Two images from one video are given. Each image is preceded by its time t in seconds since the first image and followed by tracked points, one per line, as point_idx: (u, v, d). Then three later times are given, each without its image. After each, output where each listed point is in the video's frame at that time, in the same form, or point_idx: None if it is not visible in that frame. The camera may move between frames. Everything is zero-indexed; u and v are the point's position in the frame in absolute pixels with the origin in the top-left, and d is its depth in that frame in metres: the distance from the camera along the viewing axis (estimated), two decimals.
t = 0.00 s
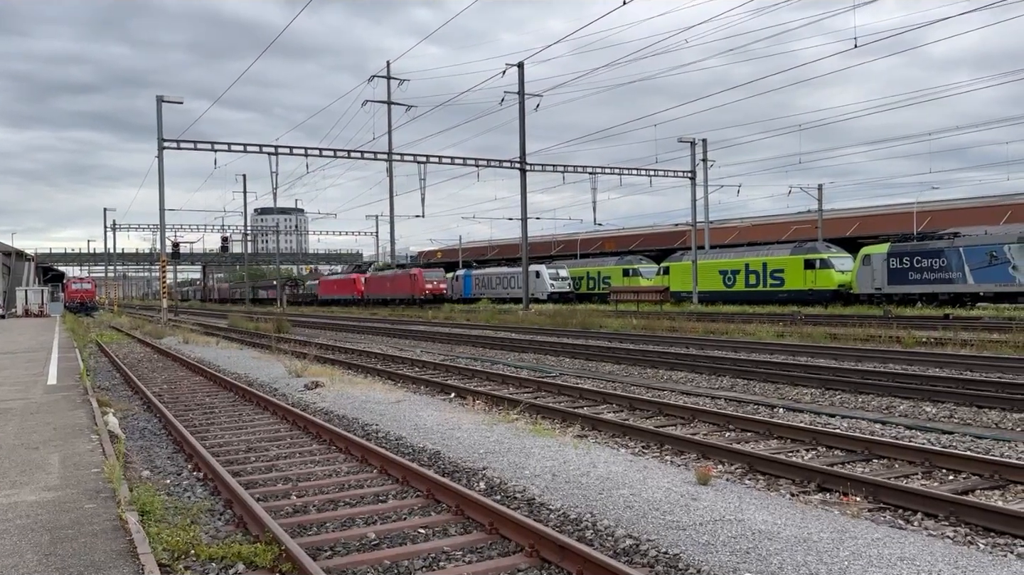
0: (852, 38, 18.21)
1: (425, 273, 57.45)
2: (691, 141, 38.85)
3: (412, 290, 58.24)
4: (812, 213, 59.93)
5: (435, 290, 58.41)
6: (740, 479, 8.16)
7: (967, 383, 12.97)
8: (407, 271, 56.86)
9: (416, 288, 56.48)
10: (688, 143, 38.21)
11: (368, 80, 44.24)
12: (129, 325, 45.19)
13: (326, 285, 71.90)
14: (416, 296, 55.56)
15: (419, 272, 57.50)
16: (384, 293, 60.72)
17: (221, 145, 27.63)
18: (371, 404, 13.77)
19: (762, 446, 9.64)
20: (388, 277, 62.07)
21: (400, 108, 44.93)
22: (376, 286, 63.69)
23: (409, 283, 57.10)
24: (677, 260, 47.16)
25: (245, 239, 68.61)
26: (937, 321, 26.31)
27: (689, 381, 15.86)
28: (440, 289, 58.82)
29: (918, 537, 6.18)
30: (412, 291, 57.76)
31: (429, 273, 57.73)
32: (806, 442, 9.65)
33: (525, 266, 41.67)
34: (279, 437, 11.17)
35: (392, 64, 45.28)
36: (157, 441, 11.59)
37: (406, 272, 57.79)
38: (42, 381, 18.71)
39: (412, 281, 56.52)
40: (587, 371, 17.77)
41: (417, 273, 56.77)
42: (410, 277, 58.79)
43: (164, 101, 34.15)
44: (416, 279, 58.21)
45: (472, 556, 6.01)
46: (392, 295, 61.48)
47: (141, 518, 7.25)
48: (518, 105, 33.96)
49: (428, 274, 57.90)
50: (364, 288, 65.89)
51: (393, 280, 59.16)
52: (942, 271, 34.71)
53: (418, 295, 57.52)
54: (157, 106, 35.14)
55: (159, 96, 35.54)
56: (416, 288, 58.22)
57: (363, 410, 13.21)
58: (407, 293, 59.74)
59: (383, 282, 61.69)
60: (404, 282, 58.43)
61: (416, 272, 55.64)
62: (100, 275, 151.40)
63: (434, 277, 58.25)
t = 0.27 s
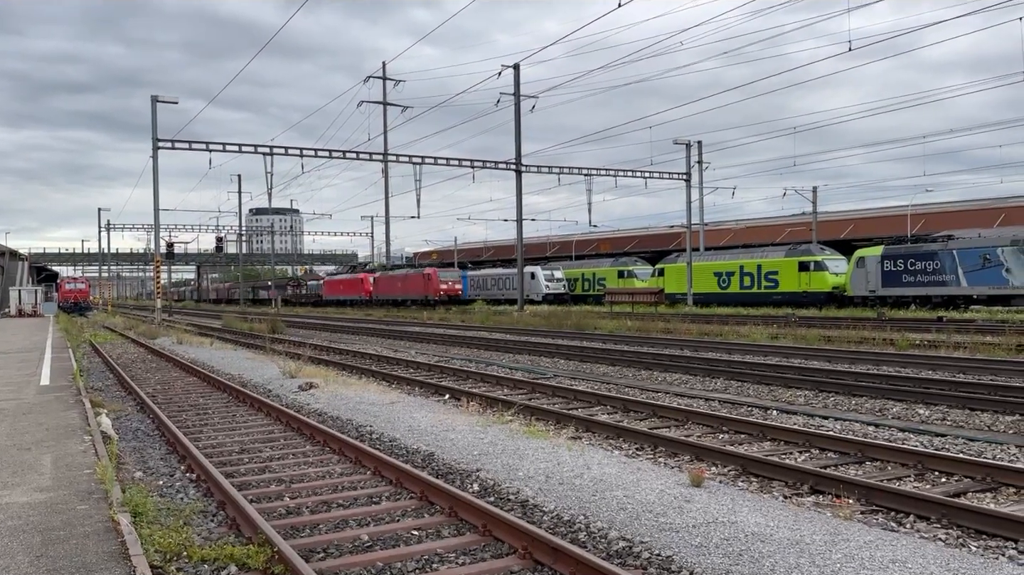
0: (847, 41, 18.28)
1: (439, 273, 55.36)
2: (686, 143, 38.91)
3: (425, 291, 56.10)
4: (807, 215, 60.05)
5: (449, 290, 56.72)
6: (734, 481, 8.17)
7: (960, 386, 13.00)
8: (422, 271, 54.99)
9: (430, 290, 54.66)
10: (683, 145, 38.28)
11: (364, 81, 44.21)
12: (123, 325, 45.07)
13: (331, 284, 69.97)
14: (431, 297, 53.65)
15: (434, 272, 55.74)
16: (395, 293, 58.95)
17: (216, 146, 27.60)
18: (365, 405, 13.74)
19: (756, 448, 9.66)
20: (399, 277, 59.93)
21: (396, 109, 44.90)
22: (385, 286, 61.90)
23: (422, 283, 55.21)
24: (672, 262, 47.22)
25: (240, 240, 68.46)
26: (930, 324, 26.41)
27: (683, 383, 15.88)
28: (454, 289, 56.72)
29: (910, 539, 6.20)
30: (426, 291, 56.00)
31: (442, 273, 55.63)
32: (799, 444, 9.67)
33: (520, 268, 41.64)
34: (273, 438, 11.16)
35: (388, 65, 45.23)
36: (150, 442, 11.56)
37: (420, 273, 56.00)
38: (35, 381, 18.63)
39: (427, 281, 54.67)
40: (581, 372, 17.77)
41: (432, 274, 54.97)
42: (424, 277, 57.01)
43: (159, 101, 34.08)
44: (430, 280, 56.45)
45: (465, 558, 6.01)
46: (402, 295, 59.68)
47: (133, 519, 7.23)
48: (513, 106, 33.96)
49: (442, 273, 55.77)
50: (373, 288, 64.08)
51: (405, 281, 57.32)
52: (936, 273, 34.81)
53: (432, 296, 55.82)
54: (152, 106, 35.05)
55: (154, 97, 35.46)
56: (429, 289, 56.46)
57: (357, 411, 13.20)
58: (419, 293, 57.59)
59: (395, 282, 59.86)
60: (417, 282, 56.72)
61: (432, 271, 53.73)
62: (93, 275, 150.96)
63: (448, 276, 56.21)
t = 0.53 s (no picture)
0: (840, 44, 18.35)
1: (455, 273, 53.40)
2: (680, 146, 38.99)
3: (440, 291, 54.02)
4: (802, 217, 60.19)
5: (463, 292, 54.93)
6: (726, 483, 8.19)
7: (952, 389, 13.05)
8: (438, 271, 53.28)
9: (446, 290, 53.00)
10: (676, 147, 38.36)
11: (357, 82, 44.16)
12: (116, 326, 44.89)
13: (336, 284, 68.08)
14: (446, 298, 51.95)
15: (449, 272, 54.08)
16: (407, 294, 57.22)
17: (210, 146, 27.57)
18: (358, 407, 13.72)
19: (748, 451, 9.68)
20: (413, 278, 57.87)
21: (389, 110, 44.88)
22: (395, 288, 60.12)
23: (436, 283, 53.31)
24: (665, 264, 47.31)
25: (233, 241, 68.26)
26: (921, 327, 26.51)
27: (676, 385, 15.90)
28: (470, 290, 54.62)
29: (902, 542, 6.22)
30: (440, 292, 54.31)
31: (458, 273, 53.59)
32: (791, 447, 9.70)
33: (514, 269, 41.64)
34: (265, 440, 11.13)
35: (381, 67, 45.21)
36: (142, 443, 11.53)
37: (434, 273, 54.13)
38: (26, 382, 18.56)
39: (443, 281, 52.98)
40: (575, 374, 17.77)
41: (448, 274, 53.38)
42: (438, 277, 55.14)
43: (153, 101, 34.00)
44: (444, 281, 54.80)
45: (458, 560, 6.00)
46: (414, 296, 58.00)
47: (124, 521, 7.20)
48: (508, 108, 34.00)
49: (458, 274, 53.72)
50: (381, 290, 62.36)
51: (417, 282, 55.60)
52: (928, 276, 34.94)
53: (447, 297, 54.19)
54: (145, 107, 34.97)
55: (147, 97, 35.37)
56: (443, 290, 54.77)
57: (350, 413, 13.17)
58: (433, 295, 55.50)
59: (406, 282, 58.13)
60: (431, 283, 55.05)
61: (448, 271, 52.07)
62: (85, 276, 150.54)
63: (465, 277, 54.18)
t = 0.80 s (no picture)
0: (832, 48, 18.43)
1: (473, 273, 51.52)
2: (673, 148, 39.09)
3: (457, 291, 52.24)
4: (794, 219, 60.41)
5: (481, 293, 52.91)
6: (717, 485, 8.20)
7: (943, 392, 13.09)
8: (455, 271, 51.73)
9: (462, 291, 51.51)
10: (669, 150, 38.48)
11: (351, 84, 44.12)
12: (108, 327, 44.67)
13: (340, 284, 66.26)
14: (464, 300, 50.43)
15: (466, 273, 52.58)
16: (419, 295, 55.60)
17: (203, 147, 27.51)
18: (351, 409, 13.67)
19: (740, 453, 9.70)
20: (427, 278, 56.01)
21: (383, 111, 44.88)
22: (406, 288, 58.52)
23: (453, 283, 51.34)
24: (658, 266, 47.42)
25: (226, 242, 68.03)
26: (913, 330, 26.62)
27: (668, 387, 15.93)
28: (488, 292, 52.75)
29: (892, 544, 6.24)
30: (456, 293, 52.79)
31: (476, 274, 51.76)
32: (783, 449, 9.72)
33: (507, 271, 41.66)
34: (257, 441, 11.09)
35: (375, 69, 45.20)
36: (133, 445, 11.48)
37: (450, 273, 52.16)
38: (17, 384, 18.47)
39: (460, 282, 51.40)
40: (567, 376, 17.79)
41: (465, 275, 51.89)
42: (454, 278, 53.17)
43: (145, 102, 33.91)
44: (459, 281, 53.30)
45: (449, 563, 6.00)
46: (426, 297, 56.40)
47: (115, 523, 7.17)
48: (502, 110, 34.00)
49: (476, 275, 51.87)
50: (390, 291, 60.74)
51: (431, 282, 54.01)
52: (920, 279, 35.09)
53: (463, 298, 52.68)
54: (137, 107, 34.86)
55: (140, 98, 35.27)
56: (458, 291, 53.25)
57: (342, 415, 13.14)
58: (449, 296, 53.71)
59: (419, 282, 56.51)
60: (446, 283, 53.50)
61: (466, 272, 50.54)
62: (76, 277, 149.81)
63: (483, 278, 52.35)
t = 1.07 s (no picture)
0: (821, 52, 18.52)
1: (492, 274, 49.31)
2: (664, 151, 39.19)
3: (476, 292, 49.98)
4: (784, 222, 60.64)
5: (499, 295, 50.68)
6: (708, 488, 8.22)
7: (932, 394, 13.16)
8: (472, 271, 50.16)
9: (481, 292, 49.91)
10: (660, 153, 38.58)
11: (342, 85, 44.07)
12: (97, 328, 44.43)
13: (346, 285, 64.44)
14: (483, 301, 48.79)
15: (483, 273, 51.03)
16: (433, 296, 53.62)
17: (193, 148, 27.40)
18: (341, 411, 13.64)
19: (730, 455, 9.73)
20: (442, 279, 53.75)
21: (374, 112, 44.85)
22: (417, 289, 56.89)
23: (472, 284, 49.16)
24: (649, 268, 47.52)
25: (216, 243, 67.70)
26: (902, 332, 26.76)
27: (659, 389, 15.95)
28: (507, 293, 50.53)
29: (881, 546, 6.26)
30: (472, 294, 51.19)
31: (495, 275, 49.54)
32: (773, 451, 9.75)
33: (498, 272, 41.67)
34: (246, 443, 11.04)
35: (366, 70, 45.17)
36: (121, 447, 11.41)
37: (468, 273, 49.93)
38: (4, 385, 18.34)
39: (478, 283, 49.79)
40: (558, 378, 17.80)
41: (482, 275, 50.30)
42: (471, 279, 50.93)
43: (135, 102, 33.77)
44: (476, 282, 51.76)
45: (440, 565, 5.98)
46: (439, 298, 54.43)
47: (103, 526, 7.13)
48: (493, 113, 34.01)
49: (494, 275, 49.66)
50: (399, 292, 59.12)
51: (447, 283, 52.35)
52: (909, 282, 35.29)
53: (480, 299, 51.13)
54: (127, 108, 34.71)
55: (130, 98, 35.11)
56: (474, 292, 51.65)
57: (332, 417, 13.10)
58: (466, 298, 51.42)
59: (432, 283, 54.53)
60: (462, 284, 51.88)
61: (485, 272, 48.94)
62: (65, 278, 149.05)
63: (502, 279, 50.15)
